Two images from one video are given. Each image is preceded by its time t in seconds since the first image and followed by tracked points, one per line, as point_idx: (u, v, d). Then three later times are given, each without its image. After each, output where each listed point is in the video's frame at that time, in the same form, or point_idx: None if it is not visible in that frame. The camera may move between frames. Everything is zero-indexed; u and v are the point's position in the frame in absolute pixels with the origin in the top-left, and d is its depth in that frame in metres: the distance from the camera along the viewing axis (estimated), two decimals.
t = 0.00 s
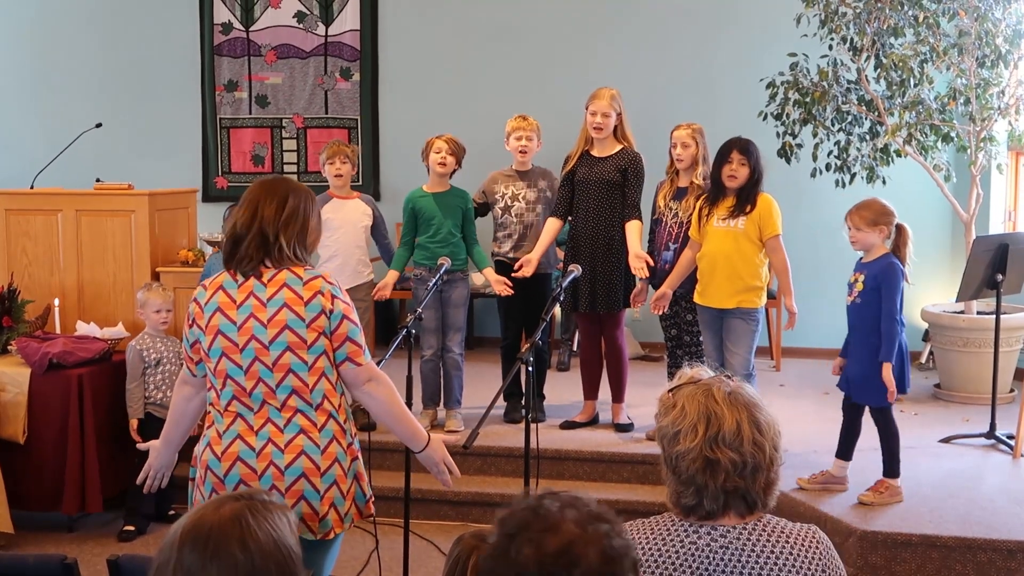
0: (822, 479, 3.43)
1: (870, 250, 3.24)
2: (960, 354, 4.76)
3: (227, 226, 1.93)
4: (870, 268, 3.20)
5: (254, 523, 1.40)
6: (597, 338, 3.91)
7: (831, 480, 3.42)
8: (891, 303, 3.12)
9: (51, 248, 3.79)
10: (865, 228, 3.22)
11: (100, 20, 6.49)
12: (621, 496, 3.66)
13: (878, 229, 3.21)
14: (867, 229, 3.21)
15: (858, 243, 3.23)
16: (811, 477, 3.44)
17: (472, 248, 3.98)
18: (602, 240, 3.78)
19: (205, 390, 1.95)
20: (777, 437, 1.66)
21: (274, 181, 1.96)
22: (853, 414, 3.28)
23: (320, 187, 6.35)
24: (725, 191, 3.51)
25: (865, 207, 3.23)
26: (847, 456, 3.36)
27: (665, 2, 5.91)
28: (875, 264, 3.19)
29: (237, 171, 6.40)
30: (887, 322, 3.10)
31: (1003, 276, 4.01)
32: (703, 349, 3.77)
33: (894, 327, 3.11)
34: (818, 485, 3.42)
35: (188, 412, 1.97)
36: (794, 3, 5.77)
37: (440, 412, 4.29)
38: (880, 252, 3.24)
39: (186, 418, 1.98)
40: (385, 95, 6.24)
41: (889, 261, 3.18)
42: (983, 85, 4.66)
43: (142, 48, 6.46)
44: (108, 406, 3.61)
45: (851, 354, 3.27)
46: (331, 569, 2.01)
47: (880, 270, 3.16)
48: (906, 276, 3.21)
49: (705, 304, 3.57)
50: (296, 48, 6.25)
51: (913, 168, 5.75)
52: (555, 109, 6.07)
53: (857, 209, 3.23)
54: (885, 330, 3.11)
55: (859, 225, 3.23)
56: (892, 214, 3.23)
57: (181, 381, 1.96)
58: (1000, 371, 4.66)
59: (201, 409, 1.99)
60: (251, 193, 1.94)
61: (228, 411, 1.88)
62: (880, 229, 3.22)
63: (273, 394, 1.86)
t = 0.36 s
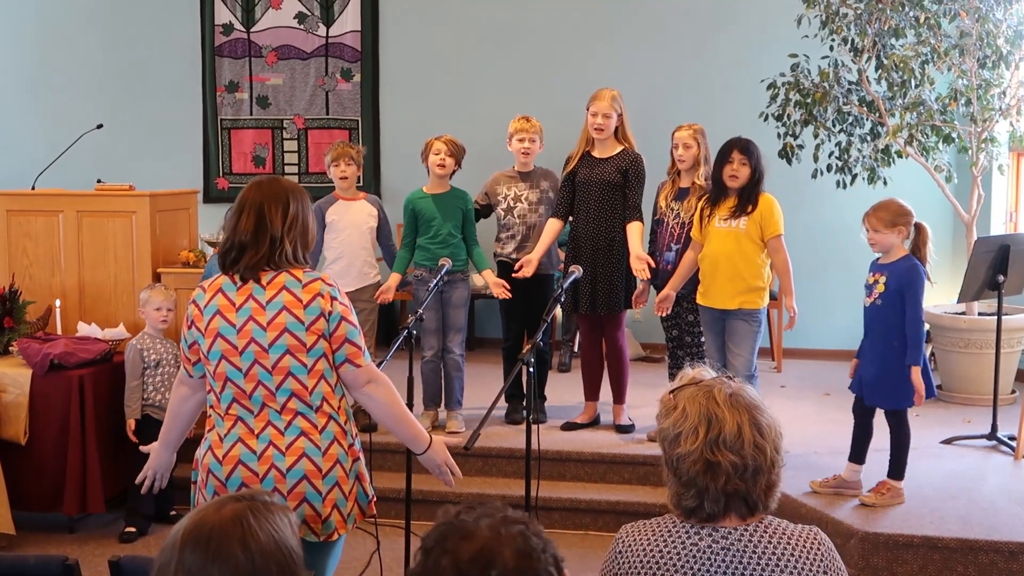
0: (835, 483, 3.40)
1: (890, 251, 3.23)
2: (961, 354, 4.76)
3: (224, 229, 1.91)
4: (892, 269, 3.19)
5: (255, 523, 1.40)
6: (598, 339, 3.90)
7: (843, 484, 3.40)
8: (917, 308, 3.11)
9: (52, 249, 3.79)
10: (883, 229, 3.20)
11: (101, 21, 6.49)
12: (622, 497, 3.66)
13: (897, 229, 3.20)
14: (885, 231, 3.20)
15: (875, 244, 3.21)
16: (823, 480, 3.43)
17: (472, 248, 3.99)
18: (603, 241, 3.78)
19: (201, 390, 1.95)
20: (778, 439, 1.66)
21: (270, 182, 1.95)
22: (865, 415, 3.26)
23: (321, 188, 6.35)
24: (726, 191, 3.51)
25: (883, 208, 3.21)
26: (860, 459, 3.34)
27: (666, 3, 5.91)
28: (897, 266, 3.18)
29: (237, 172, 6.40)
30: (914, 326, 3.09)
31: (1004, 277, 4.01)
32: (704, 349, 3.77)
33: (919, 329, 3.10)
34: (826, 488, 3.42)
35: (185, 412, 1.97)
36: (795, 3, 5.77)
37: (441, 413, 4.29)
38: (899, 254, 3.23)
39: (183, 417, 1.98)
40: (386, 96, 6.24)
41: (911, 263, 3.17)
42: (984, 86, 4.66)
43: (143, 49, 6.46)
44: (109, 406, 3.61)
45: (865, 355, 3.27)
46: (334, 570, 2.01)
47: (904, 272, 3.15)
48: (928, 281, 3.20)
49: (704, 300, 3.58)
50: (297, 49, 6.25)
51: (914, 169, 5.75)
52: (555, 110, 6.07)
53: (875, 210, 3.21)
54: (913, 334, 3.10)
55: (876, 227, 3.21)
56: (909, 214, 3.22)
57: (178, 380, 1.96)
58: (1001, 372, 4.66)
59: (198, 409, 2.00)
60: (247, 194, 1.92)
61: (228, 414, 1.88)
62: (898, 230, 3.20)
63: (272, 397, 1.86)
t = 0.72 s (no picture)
0: (855, 486, 3.37)
1: (896, 252, 3.23)
2: (963, 354, 4.76)
3: (240, 235, 1.91)
4: (898, 270, 3.18)
5: (257, 523, 1.40)
6: (600, 339, 3.90)
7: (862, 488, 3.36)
8: (920, 308, 3.12)
9: (54, 248, 3.80)
10: (890, 229, 3.20)
11: (102, 21, 6.49)
12: (623, 497, 3.66)
13: (903, 231, 3.19)
14: (892, 231, 3.20)
15: (882, 244, 3.21)
16: (841, 484, 3.38)
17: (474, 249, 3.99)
18: (605, 241, 3.78)
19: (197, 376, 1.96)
20: (779, 440, 1.66)
21: (283, 189, 1.97)
22: (868, 417, 3.26)
23: (323, 188, 6.36)
24: (728, 189, 3.50)
25: (893, 207, 3.21)
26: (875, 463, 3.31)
27: (668, 3, 5.91)
28: (903, 267, 3.17)
29: (239, 172, 6.41)
30: (915, 324, 3.11)
31: (1006, 277, 4.01)
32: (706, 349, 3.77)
33: (920, 327, 3.11)
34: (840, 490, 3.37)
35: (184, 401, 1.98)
36: (796, 3, 5.77)
37: (443, 413, 4.29)
38: (905, 255, 3.22)
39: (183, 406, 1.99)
40: (388, 96, 6.24)
41: (917, 265, 3.16)
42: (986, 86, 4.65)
43: (145, 49, 6.47)
44: (111, 406, 3.61)
45: (865, 355, 3.27)
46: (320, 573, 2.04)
47: (909, 274, 3.15)
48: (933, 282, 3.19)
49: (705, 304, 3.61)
50: (299, 49, 6.25)
51: (916, 169, 5.74)
52: (557, 110, 6.07)
53: (884, 209, 3.21)
54: (914, 332, 3.12)
55: (883, 226, 3.21)
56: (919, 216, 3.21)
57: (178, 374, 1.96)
58: (1003, 371, 4.65)
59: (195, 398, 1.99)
60: (263, 201, 1.94)
61: (220, 413, 1.91)
62: (905, 232, 3.20)
63: (269, 397, 1.89)
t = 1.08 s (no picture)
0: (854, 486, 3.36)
1: (892, 253, 3.23)
2: (960, 354, 4.76)
3: (233, 240, 1.90)
4: (893, 270, 3.19)
5: (254, 524, 1.40)
6: (598, 339, 3.90)
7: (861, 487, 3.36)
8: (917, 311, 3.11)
9: (52, 249, 3.80)
10: (888, 230, 3.20)
11: (101, 21, 6.49)
12: (621, 497, 3.66)
13: (901, 233, 3.19)
14: (890, 232, 3.19)
15: (879, 245, 3.20)
16: (840, 485, 3.37)
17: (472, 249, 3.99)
18: (603, 242, 3.78)
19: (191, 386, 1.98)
20: (777, 441, 1.66)
21: (273, 190, 1.95)
22: (864, 418, 3.26)
23: (321, 188, 6.36)
24: (726, 188, 3.50)
25: (893, 207, 3.20)
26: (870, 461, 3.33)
27: (666, 3, 5.91)
28: (898, 267, 3.18)
29: (237, 172, 6.41)
30: (910, 329, 3.10)
31: (1004, 277, 4.01)
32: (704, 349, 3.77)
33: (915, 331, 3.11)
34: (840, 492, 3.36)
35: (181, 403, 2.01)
36: (794, 3, 5.77)
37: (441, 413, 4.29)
38: (901, 255, 3.23)
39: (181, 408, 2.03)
40: (386, 96, 6.24)
41: (913, 265, 3.16)
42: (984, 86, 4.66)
43: (143, 49, 6.47)
44: (109, 407, 3.61)
45: (861, 357, 3.27)
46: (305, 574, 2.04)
47: (905, 275, 3.15)
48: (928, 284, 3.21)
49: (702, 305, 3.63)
50: (297, 49, 6.25)
51: (914, 169, 5.75)
52: (555, 110, 6.07)
53: (883, 209, 3.21)
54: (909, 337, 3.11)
55: (882, 227, 3.20)
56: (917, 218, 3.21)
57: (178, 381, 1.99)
58: (1001, 372, 4.66)
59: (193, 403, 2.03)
60: (254, 204, 1.92)
61: (206, 410, 1.90)
62: (903, 233, 3.20)
63: (256, 395, 1.89)
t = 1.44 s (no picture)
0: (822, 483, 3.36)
1: (882, 256, 3.22)
2: (958, 355, 4.76)
3: (210, 243, 2.02)
4: (881, 273, 3.18)
5: (253, 525, 1.40)
6: (596, 340, 3.90)
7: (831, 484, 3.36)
8: (902, 314, 3.12)
9: (49, 249, 3.80)
10: (877, 234, 3.20)
11: (98, 22, 6.49)
12: (618, 498, 3.66)
13: (891, 236, 3.19)
14: (879, 236, 3.19)
15: (868, 249, 3.21)
16: (809, 482, 3.38)
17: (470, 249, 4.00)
18: (602, 242, 3.78)
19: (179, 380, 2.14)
20: (773, 442, 1.66)
21: (248, 193, 2.06)
22: (846, 415, 3.27)
23: (320, 189, 6.35)
24: (726, 186, 3.49)
25: (881, 211, 3.20)
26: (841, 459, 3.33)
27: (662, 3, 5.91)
28: (886, 271, 3.17)
29: (236, 173, 6.40)
30: (893, 331, 3.11)
31: (1001, 278, 4.02)
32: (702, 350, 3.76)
33: (899, 333, 3.11)
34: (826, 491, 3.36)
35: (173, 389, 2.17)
36: (791, 4, 5.78)
37: (438, 414, 4.29)
38: (891, 259, 3.22)
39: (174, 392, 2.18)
40: (384, 97, 6.24)
41: (901, 267, 3.16)
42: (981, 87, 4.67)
43: (141, 49, 6.46)
44: (107, 408, 3.61)
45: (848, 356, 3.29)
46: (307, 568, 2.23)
47: (892, 278, 3.15)
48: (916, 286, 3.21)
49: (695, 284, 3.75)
50: (295, 50, 6.25)
51: (912, 170, 5.75)
52: (553, 111, 6.07)
53: (872, 213, 3.20)
54: (891, 338, 3.11)
55: (870, 231, 3.21)
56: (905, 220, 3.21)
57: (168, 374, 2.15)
58: (999, 372, 4.66)
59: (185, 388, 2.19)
60: (230, 209, 2.03)
61: (197, 418, 2.09)
62: (892, 237, 3.19)
63: (244, 403, 2.07)
